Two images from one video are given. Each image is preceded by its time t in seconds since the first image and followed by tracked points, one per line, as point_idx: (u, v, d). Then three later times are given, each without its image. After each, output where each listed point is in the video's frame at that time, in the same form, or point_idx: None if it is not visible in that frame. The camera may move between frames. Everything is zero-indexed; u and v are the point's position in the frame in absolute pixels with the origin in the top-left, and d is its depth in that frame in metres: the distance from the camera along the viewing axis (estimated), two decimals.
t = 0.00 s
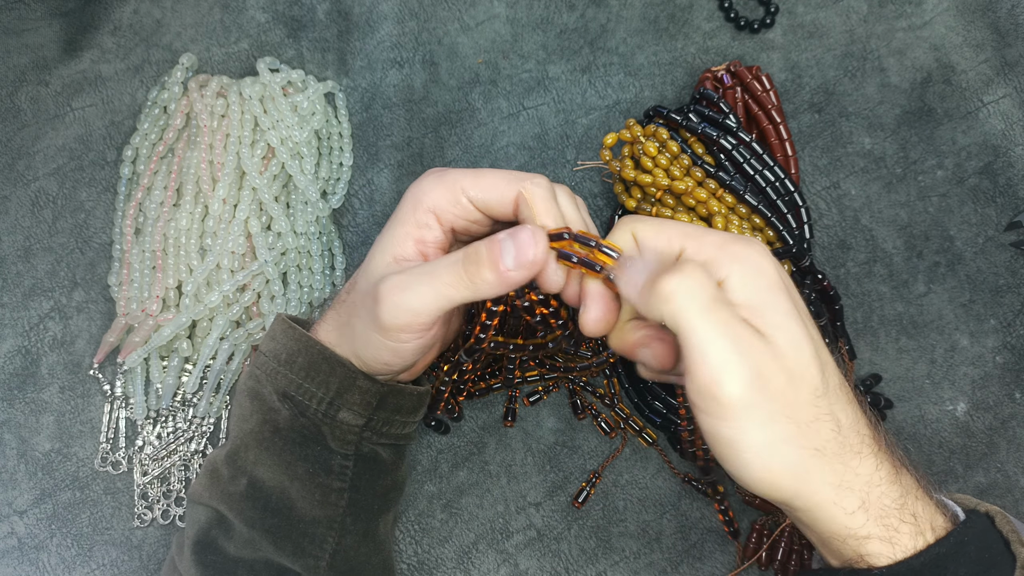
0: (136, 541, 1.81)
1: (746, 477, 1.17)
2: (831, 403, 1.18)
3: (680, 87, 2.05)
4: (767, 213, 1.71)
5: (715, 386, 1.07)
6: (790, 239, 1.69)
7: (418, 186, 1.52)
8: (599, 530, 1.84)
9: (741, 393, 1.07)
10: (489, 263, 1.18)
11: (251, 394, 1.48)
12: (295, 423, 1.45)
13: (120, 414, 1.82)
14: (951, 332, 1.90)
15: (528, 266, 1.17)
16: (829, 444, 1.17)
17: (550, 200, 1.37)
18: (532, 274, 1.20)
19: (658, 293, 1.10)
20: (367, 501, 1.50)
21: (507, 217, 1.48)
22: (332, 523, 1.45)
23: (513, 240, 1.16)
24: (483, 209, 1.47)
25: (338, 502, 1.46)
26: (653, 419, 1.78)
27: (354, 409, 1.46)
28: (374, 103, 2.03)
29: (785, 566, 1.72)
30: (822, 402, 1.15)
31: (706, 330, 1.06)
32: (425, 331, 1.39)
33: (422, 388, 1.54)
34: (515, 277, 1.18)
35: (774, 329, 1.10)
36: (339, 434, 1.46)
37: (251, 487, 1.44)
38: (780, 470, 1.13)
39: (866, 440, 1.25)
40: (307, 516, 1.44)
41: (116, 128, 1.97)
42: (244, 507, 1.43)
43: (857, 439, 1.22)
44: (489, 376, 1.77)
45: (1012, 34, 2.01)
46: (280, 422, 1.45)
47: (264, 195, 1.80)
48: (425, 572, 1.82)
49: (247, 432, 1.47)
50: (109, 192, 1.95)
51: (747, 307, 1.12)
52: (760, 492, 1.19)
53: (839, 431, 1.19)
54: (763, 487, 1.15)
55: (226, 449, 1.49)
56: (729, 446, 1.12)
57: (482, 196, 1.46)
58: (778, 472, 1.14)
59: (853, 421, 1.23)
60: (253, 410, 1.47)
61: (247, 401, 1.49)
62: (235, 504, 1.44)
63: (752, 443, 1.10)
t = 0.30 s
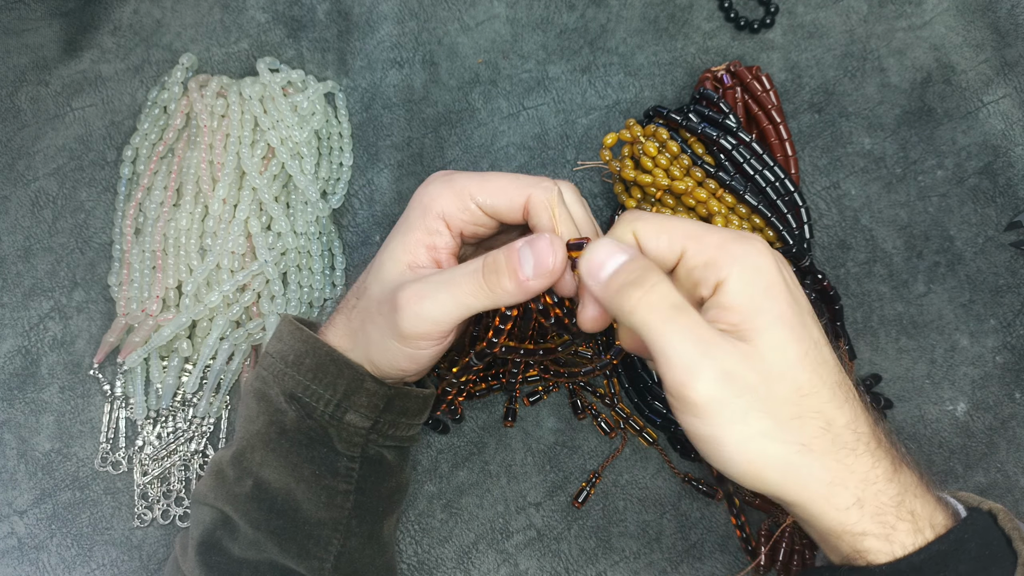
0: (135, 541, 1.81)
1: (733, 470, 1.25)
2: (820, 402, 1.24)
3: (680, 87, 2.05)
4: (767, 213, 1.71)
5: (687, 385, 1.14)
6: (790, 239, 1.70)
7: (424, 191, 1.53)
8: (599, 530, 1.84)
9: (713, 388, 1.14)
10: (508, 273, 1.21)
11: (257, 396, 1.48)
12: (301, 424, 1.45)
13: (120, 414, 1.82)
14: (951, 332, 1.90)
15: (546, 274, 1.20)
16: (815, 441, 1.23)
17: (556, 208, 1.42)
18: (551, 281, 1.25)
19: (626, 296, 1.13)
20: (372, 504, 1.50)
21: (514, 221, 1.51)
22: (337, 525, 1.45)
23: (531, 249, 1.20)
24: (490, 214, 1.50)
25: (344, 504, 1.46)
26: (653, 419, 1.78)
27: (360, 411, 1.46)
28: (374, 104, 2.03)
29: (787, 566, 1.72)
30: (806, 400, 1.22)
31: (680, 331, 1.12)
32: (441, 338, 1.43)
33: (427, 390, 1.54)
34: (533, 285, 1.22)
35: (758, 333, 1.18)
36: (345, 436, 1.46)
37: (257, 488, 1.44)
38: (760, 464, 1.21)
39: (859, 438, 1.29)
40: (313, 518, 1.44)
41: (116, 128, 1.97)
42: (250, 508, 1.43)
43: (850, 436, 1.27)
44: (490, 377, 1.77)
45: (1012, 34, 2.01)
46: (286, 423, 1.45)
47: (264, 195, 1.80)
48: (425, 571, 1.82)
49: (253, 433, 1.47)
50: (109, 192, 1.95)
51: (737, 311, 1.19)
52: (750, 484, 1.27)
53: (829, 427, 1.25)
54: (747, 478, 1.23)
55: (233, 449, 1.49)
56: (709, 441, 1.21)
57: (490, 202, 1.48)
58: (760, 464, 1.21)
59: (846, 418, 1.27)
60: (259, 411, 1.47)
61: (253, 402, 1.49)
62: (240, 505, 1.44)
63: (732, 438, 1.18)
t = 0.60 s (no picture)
0: (135, 541, 1.81)
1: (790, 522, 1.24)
2: (883, 469, 1.20)
3: (680, 87, 2.05)
4: (767, 213, 1.71)
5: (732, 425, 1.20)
6: (790, 239, 1.68)
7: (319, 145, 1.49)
8: (599, 530, 1.85)
9: (797, 473, 1.18)
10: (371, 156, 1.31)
11: (230, 384, 1.40)
12: (275, 408, 1.38)
13: (120, 414, 1.82)
14: (951, 332, 1.90)
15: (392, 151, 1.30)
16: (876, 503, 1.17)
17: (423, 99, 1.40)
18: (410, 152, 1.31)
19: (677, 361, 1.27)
20: (348, 483, 1.45)
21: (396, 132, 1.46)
22: (313, 506, 1.39)
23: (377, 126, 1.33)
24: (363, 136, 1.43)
25: (318, 485, 1.40)
26: (653, 419, 1.77)
27: (332, 392, 1.41)
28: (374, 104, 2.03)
29: (787, 565, 1.75)
30: (867, 468, 1.19)
31: (732, 380, 1.20)
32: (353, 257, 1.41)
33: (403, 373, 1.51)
34: (390, 157, 1.30)
35: (831, 412, 1.24)
36: (318, 417, 1.40)
37: (233, 474, 1.38)
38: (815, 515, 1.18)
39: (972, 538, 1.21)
40: (289, 501, 1.37)
41: (116, 128, 1.97)
42: (226, 494, 1.37)
43: (926, 517, 1.18)
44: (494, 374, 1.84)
45: (1012, 34, 2.01)
46: (259, 408, 1.38)
47: (264, 195, 1.80)
48: (425, 571, 1.82)
49: (227, 420, 1.40)
50: (109, 192, 1.95)
51: (801, 386, 1.28)
52: None
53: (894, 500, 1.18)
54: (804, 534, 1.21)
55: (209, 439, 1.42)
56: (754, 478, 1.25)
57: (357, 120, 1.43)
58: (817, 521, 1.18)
59: (925, 500, 1.20)
60: (232, 398, 1.40)
61: (226, 390, 1.41)
62: (216, 491, 1.37)
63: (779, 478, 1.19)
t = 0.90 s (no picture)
0: (136, 541, 1.81)
1: None
2: (945, 548, 1.13)
3: (680, 87, 2.04)
4: (767, 213, 1.71)
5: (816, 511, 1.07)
6: (790, 239, 1.68)
7: (338, 152, 1.59)
8: (599, 530, 1.84)
9: (842, 521, 1.06)
10: (413, 159, 1.31)
11: (247, 386, 1.47)
12: (291, 412, 1.45)
13: (120, 414, 1.82)
14: (951, 332, 1.90)
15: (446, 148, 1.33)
16: None
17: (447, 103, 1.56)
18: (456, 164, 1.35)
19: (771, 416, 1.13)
20: (364, 489, 1.51)
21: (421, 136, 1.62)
22: (331, 510, 1.45)
23: (426, 134, 1.32)
24: (397, 141, 1.58)
25: (335, 489, 1.46)
26: (653, 419, 1.77)
27: (350, 396, 1.46)
28: (374, 103, 2.03)
29: (787, 566, 1.74)
30: (932, 546, 1.11)
31: (816, 461, 1.07)
32: (401, 262, 1.41)
33: (417, 376, 1.57)
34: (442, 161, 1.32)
35: (889, 471, 1.09)
36: (335, 421, 1.46)
37: (249, 477, 1.44)
38: None
39: None
40: (306, 504, 1.44)
41: (116, 128, 1.97)
42: (241, 497, 1.44)
43: None
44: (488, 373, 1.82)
45: (1012, 34, 2.01)
46: (276, 411, 1.45)
47: (264, 195, 1.80)
48: (425, 572, 1.81)
49: (244, 424, 1.46)
50: (109, 192, 1.95)
51: (863, 447, 1.12)
52: None
53: None
54: None
55: (224, 441, 1.49)
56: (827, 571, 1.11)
57: (393, 129, 1.56)
58: None
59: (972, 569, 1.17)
60: (250, 401, 1.46)
61: (243, 393, 1.48)
62: (232, 494, 1.44)
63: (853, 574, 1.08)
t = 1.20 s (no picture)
0: (136, 541, 1.81)
1: None
2: (948, 523, 1.15)
3: (680, 87, 2.04)
4: (767, 213, 1.71)
5: (821, 490, 1.08)
6: (790, 239, 1.69)
7: (343, 155, 1.59)
8: (599, 530, 1.84)
9: (847, 499, 1.08)
10: (419, 162, 1.29)
11: (250, 387, 1.48)
12: (294, 413, 1.45)
13: (120, 414, 1.82)
14: (951, 332, 1.90)
15: (452, 151, 1.31)
16: (940, 565, 1.13)
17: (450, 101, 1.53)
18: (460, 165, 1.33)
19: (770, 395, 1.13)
20: (365, 490, 1.51)
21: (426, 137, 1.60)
22: (332, 511, 1.46)
23: (430, 136, 1.30)
24: (402, 143, 1.58)
25: (337, 490, 1.47)
26: (653, 419, 1.77)
27: (352, 397, 1.46)
28: (373, 103, 2.03)
29: (787, 565, 1.74)
30: (935, 522, 1.14)
31: (817, 436, 1.07)
32: (403, 265, 1.42)
33: (418, 377, 1.56)
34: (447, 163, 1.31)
35: (891, 448, 1.12)
36: (338, 422, 1.46)
37: (251, 478, 1.45)
38: None
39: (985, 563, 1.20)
40: (307, 505, 1.44)
41: (116, 128, 1.97)
42: (244, 498, 1.44)
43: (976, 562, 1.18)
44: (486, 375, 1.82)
45: (1012, 34, 2.01)
46: (279, 412, 1.45)
47: (264, 195, 1.80)
48: (425, 572, 1.81)
49: (246, 424, 1.47)
50: (109, 192, 1.95)
51: (863, 423, 1.15)
52: None
53: (955, 552, 1.15)
54: None
55: (226, 442, 1.49)
56: (833, 551, 1.14)
57: (398, 131, 1.56)
58: None
59: (973, 545, 1.19)
60: (253, 402, 1.47)
61: (245, 394, 1.48)
62: (235, 495, 1.44)
63: (860, 552, 1.11)
